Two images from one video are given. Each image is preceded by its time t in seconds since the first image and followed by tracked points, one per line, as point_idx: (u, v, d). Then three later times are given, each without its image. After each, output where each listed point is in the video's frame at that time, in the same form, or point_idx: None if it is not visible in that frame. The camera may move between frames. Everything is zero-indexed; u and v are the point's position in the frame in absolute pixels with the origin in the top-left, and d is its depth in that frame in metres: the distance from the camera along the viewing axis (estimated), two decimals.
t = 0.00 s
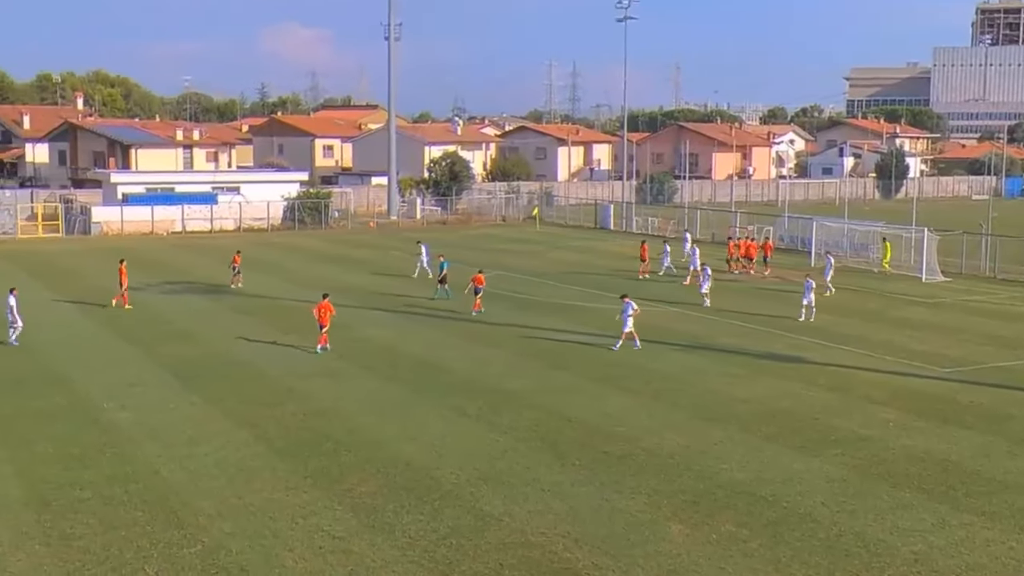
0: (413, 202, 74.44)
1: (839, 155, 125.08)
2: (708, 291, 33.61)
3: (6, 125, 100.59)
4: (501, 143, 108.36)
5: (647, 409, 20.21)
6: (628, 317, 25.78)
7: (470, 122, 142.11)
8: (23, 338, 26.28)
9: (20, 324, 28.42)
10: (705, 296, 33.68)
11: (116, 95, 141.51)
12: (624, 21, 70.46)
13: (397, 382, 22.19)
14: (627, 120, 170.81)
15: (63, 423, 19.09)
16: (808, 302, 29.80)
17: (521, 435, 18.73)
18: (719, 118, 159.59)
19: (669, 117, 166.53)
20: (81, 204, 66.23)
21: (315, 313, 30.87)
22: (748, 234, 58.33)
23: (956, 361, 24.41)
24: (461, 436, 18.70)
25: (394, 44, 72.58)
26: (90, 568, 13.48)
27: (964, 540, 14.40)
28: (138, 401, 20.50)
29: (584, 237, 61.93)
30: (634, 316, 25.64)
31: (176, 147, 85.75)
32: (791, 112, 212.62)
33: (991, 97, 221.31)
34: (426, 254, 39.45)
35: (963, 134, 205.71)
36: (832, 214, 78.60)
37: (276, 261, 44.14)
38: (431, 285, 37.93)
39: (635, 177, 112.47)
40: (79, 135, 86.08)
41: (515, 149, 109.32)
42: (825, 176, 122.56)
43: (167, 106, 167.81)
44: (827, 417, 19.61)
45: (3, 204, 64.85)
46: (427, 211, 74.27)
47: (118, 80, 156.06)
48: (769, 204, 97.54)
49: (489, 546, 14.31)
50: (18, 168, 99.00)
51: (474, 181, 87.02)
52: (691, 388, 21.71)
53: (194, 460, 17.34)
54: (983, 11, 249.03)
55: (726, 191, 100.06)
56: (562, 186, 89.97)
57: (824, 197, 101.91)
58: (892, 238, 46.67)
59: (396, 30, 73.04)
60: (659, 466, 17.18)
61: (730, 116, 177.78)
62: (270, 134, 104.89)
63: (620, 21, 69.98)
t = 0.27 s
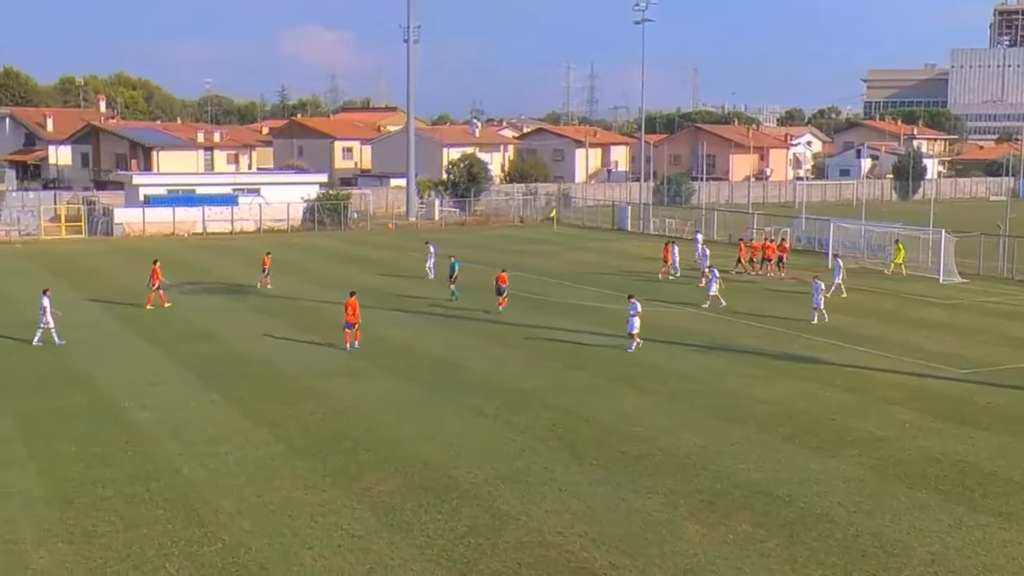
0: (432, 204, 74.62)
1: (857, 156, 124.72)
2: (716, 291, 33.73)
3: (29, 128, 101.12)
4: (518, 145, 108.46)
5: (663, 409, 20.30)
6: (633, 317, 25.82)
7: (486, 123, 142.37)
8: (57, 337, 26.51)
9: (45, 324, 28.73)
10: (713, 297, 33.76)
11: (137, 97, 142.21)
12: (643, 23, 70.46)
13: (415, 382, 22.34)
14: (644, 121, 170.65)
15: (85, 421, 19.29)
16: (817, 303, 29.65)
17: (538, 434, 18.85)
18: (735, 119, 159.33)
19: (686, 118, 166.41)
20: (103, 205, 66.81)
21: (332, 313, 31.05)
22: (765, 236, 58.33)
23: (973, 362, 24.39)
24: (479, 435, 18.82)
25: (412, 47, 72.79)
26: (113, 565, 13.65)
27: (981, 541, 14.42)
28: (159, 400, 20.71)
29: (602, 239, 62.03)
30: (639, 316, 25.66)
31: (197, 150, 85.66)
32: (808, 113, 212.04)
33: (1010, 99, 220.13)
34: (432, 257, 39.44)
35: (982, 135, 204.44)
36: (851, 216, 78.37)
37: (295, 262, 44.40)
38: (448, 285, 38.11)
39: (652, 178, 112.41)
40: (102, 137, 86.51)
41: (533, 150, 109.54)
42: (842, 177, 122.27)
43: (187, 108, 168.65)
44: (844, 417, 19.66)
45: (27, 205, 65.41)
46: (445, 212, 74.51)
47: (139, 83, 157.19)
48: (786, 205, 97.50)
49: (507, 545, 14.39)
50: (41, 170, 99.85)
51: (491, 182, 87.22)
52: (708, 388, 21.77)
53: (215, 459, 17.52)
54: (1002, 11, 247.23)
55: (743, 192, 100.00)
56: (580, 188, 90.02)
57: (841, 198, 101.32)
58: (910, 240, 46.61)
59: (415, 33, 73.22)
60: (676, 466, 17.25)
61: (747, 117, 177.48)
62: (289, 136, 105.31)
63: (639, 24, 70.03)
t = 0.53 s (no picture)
0: (444, 205, 74.80)
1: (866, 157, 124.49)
2: (717, 292, 33.81)
3: (44, 128, 101.44)
4: (529, 146, 108.63)
5: (673, 408, 20.40)
6: (633, 319, 25.77)
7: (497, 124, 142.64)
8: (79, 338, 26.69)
9: (60, 323, 28.97)
10: (715, 297, 33.83)
11: (152, 99, 142.64)
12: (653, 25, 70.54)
13: (426, 381, 22.47)
14: (654, 122, 170.62)
15: (100, 420, 19.47)
16: (820, 305, 29.53)
17: (549, 434, 18.96)
18: (745, 120, 159.25)
19: (696, 119, 166.43)
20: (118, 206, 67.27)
21: (343, 313, 31.21)
22: (774, 238, 58.31)
23: (983, 362, 24.41)
24: (490, 434, 18.93)
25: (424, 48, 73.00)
26: (127, 562, 13.78)
27: (990, 541, 14.47)
28: (172, 399, 20.88)
29: (613, 239, 62.14)
30: (640, 318, 25.61)
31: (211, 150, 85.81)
32: (818, 115, 211.74)
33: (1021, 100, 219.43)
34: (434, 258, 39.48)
35: (992, 137, 203.82)
36: (861, 217, 78.29)
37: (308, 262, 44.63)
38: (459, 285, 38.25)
39: (662, 178, 112.38)
40: (117, 139, 86.76)
41: (543, 151, 109.68)
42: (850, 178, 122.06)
43: (201, 110, 169.21)
44: (853, 417, 19.72)
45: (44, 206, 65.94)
46: (457, 212, 74.72)
47: (154, 84, 157.93)
48: (796, 206, 97.48)
49: (517, 543, 14.48)
50: (57, 171, 100.80)
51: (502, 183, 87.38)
52: (718, 388, 21.86)
53: (228, 457, 17.67)
54: (1012, 11, 246.44)
55: (753, 193, 100.03)
56: (591, 189, 90.14)
57: (850, 199, 101.22)
58: (919, 241, 46.59)
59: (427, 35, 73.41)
60: (686, 465, 17.34)
61: (757, 119, 177.37)
62: (302, 137, 105.51)
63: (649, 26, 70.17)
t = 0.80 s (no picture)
0: (452, 205, 75.05)
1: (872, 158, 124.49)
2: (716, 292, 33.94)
3: (58, 129, 102.26)
4: (538, 147, 108.84)
5: (680, 407, 20.53)
6: (629, 319, 25.80)
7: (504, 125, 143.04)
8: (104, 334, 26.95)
9: (73, 322, 29.17)
10: (713, 297, 33.93)
11: (165, 100, 143.09)
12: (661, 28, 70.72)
13: (434, 380, 22.62)
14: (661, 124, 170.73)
15: (112, 418, 19.65)
16: (819, 306, 29.53)
17: (557, 432, 19.09)
18: (751, 122, 159.36)
19: (703, 121, 166.56)
20: (130, 206, 67.65)
21: (352, 313, 31.39)
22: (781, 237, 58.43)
23: (988, 363, 24.47)
24: (498, 433, 19.07)
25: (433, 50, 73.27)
26: (139, 558, 13.91)
27: (995, 541, 14.53)
28: (184, 397, 21.07)
29: (620, 239, 62.33)
30: (635, 317, 25.63)
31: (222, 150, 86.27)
32: (824, 117, 211.82)
33: None
34: (436, 258, 39.62)
35: (997, 138, 203.57)
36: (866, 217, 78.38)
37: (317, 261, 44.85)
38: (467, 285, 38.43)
39: (669, 180, 112.44)
40: (130, 139, 87.17)
41: (551, 152, 109.90)
42: (856, 180, 122.10)
43: (212, 111, 169.76)
44: (859, 417, 19.83)
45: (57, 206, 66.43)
46: (465, 213, 75.00)
47: (166, 85, 158.60)
48: (802, 206, 97.73)
49: (526, 541, 14.58)
50: (70, 171, 101.49)
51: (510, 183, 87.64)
52: (725, 388, 21.98)
53: (239, 455, 17.81)
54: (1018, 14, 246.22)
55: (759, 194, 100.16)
56: (599, 190, 90.31)
57: (856, 200, 101.27)
58: (925, 241, 46.67)
59: (436, 36, 73.69)
60: (693, 464, 17.46)
61: (764, 120, 177.52)
62: (313, 138, 105.74)
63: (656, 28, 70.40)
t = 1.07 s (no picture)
0: (458, 206, 75.26)
1: (875, 159, 124.47)
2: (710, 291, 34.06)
3: (68, 130, 102.80)
4: (543, 148, 108.79)
5: (684, 407, 20.66)
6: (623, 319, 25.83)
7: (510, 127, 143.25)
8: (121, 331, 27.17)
9: (83, 322, 29.39)
10: (708, 297, 34.03)
11: (174, 102, 143.49)
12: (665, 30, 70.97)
13: (440, 380, 22.77)
14: (665, 125, 170.72)
15: (121, 416, 19.83)
16: (816, 306, 29.53)
17: (561, 431, 19.23)
18: (755, 123, 159.42)
19: (707, 122, 166.71)
20: (139, 206, 67.98)
21: (358, 313, 31.56)
22: (785, 238, 58.53)
23: (990, 362, 24.58)
24: (503, 432, 19.21)
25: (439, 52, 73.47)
26: (148, 555, 14.06)
27: (997, 539, 14.63)
28: (193, 396, 21.25)
29: (625, 239, 62.47)
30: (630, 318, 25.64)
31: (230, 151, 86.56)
32: (828, 118, 211.85)
33: None
34: (433, 258, 39.83)
35: (1000, 139, 203.32)
36: (870, 219, 78.39)
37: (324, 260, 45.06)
38: (471, 285, 38.57)
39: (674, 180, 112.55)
40: (140, 140, 87.55)
41: (556, 153, 110.02)
42: (859, 181, 122.09)
43: (220, 112, 170.25)
44: (862, 416, 19.95)
45: (67, 206, 66.76)
46: (471, 213, 75.17)
47: (175, 87, 159.09)
48: (806, 207, 97.78)
49: (531, 539, 14.72)
50: (81, 172, 101.96)
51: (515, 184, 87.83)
52: (729, 387, 22.10)
53: (246, 454, 17.98)
54: (1021, 15, 245.82)
55: (763, 195, 100.23)
56: (603, 191, 90.36)
57: (859, 201, 101.28)
58: (927, 242, 46.72)
59: (442, 38, 73.87)
60: (697, 463, 17.59)
61: (768, 122, 177.60)
62: (320, 138, 105.83)
63: (660, 31, 70.67)
